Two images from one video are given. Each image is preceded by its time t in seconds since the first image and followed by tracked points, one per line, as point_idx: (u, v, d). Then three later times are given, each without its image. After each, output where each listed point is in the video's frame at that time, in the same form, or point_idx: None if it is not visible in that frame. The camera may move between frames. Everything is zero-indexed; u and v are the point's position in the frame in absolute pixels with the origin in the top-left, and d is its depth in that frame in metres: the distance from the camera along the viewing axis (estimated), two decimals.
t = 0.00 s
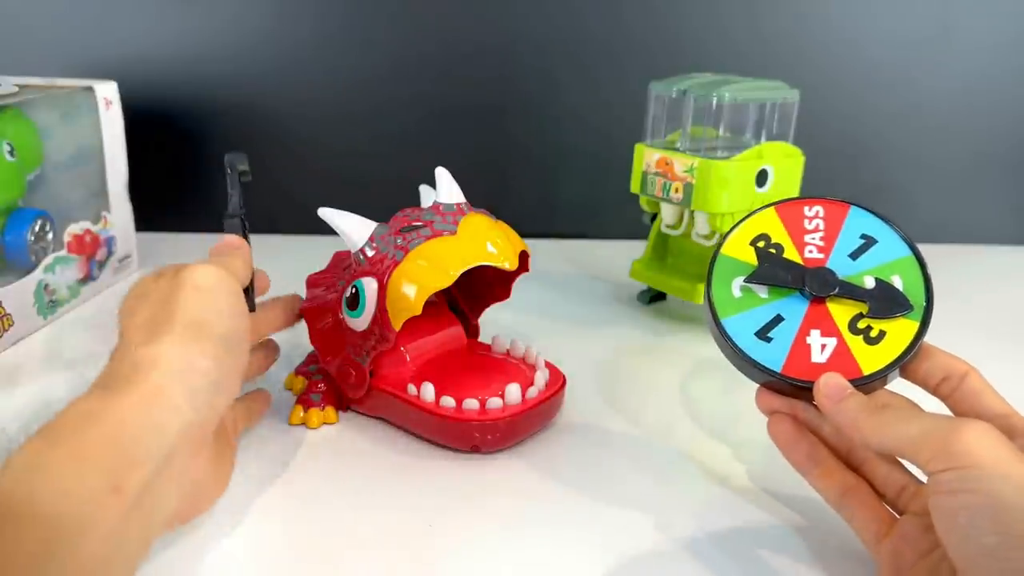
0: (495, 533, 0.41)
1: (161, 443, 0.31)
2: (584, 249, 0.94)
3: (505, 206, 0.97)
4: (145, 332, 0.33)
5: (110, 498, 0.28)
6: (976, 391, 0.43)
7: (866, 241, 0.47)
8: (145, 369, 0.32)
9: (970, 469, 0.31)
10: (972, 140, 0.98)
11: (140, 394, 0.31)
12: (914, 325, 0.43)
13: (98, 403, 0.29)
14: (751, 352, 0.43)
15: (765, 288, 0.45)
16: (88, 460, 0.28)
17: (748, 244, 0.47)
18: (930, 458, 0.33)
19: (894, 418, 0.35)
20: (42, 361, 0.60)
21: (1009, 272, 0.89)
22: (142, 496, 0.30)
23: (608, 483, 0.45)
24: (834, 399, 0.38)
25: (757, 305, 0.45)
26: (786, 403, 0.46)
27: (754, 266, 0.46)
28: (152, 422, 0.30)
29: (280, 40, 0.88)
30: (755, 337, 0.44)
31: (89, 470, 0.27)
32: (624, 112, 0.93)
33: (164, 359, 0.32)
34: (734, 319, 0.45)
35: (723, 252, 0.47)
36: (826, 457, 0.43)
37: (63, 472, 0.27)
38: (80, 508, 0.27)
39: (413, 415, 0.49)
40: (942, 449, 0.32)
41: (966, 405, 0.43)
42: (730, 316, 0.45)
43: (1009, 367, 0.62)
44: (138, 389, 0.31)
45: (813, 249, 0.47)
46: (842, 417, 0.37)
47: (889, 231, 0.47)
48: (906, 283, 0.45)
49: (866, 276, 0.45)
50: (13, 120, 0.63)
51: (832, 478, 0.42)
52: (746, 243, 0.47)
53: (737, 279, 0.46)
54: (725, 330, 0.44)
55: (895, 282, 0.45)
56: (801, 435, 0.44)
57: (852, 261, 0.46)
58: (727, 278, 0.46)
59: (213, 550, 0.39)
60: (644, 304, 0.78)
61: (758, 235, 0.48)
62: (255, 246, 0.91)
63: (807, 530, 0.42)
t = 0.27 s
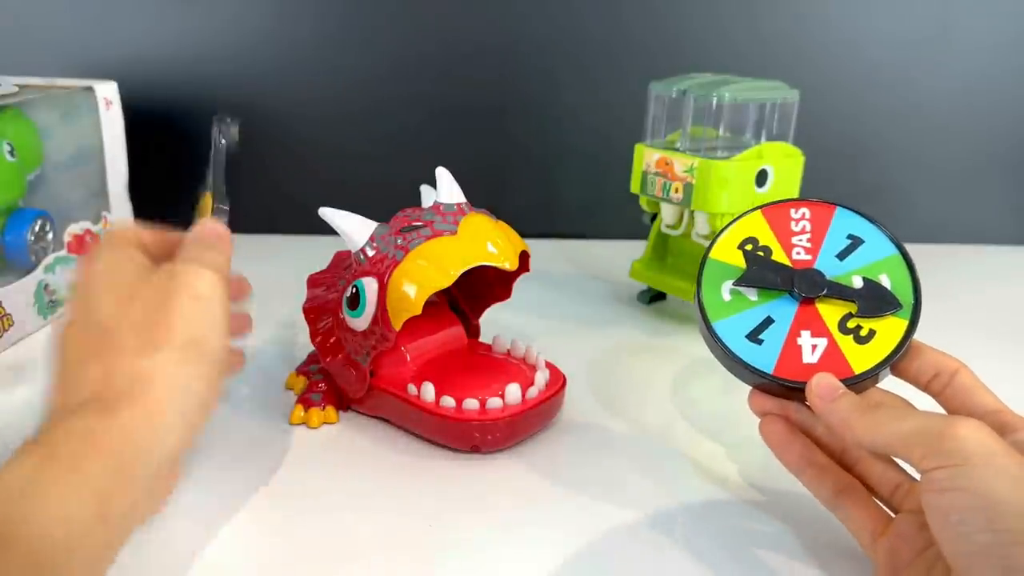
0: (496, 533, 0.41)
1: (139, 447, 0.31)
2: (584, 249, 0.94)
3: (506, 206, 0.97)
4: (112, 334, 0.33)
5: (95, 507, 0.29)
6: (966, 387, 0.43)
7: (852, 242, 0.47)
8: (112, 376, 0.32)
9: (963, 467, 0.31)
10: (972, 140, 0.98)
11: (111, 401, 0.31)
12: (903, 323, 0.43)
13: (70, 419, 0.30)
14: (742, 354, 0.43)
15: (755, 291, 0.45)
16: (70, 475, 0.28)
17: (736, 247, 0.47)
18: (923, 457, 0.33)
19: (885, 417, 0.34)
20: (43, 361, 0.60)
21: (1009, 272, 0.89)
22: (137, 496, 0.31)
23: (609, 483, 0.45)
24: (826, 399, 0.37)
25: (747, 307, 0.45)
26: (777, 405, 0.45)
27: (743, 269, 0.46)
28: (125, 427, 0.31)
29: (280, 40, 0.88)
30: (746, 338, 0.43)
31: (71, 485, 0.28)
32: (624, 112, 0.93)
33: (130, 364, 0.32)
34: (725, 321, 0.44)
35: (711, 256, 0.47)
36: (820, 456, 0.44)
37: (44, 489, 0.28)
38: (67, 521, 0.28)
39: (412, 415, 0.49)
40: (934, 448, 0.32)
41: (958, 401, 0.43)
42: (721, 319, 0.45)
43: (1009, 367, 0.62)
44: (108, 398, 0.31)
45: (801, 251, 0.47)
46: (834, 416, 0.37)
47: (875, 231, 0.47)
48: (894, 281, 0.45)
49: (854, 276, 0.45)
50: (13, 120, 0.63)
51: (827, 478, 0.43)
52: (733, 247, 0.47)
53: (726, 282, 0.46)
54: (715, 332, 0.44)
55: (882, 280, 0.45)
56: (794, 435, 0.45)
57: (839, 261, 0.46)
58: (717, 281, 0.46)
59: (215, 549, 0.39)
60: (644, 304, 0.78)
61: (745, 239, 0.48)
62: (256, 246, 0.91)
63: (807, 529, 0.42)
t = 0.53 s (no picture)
0: (498, 533, 0.41)
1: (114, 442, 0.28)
2: (584, 250, 0.95)
3: (506, 206, 0.97)
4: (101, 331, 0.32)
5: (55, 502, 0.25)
6: (964, 386, 0.43)
7: (847, 242, 0.47)
8: (83, 366, 0.30)
9: (958, 468, 0.31)
10: (972, 139, 0.98)
11: (78, 393, 0.29)
12: (899, 323, 0.43)
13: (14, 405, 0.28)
14: (739, 358, 0.43)
15: (750, 294, 0.45)
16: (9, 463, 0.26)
17: (731, 251, 0.47)
18: (919, 459, 0.33)
19: (880, 419, 0.34)
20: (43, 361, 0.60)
21: (1010, 272, 0.89)
22: (126, 494, 0.27)
23: (612, 483, 0.45)
24: (822, 401, 0.38)
25: (743, 310, 0.45)
26: (774, 407, 0.46)
27: (737, 272, 0.46)
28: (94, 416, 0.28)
29: (280, 40, 0.88)
30: (742, 342, 0.43)
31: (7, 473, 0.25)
32: (624, 112, 0.93)
33: (106, 358, 0.30)
34: (722, 324, 0.44)
35: (707, 259, 0.47)
36: (817, 457, 0.44)
37: None
38: None
39: (412, 415, 0.49)
40: (929, 450, 0.32)
41: (955, 401, 0.43)
42: (717, 322, 0.44)
43: (1009, 366, 0.62)
44: (75, 387, 0.29)
45: (796, 252, 0.47)
46: (832, 418, 0.37)
47: (870, 231, 0.47)
48: (889, 282, 0.45)
49: (849, 276, 0.45)
50: (13, 121, 0.63)
51: (825, 479, 0.43)
52: (728, 250, 0.47)
53: (721, 285, 0.46)
54: (712, 335, 0.44)
55: (877, 281, 0.45)
56: (791, 436, 0.45)
57: (835, 262, 0.46)
58: (712, 285, 0.46)
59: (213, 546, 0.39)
60: (644, 304, 0.78)
61: (740, 242, 0.48)
62: (256, 247, 0.91)
63: (803, 527, 0.42)
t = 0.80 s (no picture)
0: (499, 533, 0.41)
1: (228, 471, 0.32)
2: (584, 249, 0.95)
3: (506, 206, 0.97)
4: (226, 364, 0.36)
5: (188, 518, 0.29)
6: (962, 386, 0.43)
7: (844, 243, 0.47)
8: (211, 400, 0.34)
9: (955, 470, 0.31)
10: (972, 139, 0.98)
11: (209, 424, 0.33)
12: (896, 324, 0.43)
13: (153, 429, 0.32)
14: (737, 360, 0.43)
15: (748, 296, 0.45)
16: (150, 480, 0.30)
17: (727, 253, 0.47)
18: (917, 460, 0.33)
19: (879, 420, 0.34)
20: (43, 361, 0.60)
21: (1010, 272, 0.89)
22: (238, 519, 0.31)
23: (612, 483, 0.45)
24: (821, 403, 0.38)
25: (740, 312, 0.45)
26: (774, 408, 0.46)
27: (734, 274, 0.46)
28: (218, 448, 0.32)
29: (280, 40, 0.88)
30: (740, 344, 0.43)
31: (148, 487, 0.29)
32: (624, 112, 0.93)
33: (231, 395, 0.34)
34: (720, 327, 0.44)
35: (704, 261, 0.47)
36: (816, 458, 0.44)
37: (125, 492, 0.29)
38: (142, 519, 0.28)
39: (412, 415, 0.49)
40: (926, 451, 0.32)
41: (954, 400, 0.43)
42: (715, 325, 0.44)
43: (1009, 366, 0.62)
44: (205, 418, 0.33)
45: (793, 254, 0.47)
46: (831, 420, 0.37)
47: (866, 231, 0.47)
48: (886, 282, 0.45)
49: (846, 277, 0.45)
50: (13, 120, 0.63)
51: (824, 480, 0.43)
52: (725, 252, 0.47)
53: (719, 287, 0.46)
54: (710, 338, 0.44)
55: (875, 282, 0.45)
56: (790, 437, 0.45)
57: (831, 263, 0.46)
58: (710, 286, 0.46)
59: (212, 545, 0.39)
60: (644, 304, 0.78)
61: (737, 244, 0.48)
62: (256, 246, 0.91)
63: (801, 527, 0.42)
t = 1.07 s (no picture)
0: (500, 534, 0.41)
1: (251, 484, 0.32)
2: (584, 249, 0.95)
3: (506, 206, 0.97)
4: (252, 377, 0.35)
5: (209, 529, 0.30)
6: (959, 385, 0.43)
7: (839, 243, 0.47)
8: (235, 413, 0.34)
9: (953, 470, 0.31)
10: (972, 140, 0.98)
11: (232, 438, 0.33)
12: (893, 324, 0.43)
13: (178, 441, 0.32)
14: (733, 361, 0.43)
15: (743, 297, 0.45)
16: (174, 493, 0.30)
17: (723, 255, 0.47)
18: (915, 461, 0.33)
19: (876, 421, 0.34)
20: (43, 361, 0.60)
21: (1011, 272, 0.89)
22: (255, 532, 0.31)
23: (612, 484, 0.45)
24: (818, 403, 0.38)
25: (736, 313, 0.45)
26: (770, 409, 0.46)
27: (730, 276, 0.46)
28: (241, 461, 0.32)
29: (280, 40, 0.88)
30: (736, 345, 0.43)
31: (171, 499, 0.30)
32: (624, 112, 0.93)
33: (255, 409, 0.34)
34: (716, 328, 0.44)
35: (699, 263, 0.47)
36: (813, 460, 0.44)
37: (149, 505, 0.29)
38: (166, 531, 0.29)
39: (410, 415, 0.49)
40: (925, 452, 0.32)
41: (951, 400, 0.43)
42: (711, 326, 0.44)
43: (1009, 366, 0.62)
44: (230, 432, 0.33)
45: (788, 255, 0.47)
46: (828, 420, 0.37)
47: (862, 231, 0.47)
48: (882, 282, 0.45)
49: (842, 278, 0.45)
50: (14, 120, 0.63)
51: (822, 481, 0.43)
52: (720, 254, 0.47)
53: (715, 288, 0.46)
54: (706, 339, 0.44)
55: (870, 282, 0.45)
56: (788, 438, 0.45)
57: (827, 264, 0.46)
58: (706, 288, 0.46)
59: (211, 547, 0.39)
60: (644, 304, 0.78)
61: (732, 246, 0.48)
62: (256, 246, 0.91)
63: (799, 527, 0.42)
